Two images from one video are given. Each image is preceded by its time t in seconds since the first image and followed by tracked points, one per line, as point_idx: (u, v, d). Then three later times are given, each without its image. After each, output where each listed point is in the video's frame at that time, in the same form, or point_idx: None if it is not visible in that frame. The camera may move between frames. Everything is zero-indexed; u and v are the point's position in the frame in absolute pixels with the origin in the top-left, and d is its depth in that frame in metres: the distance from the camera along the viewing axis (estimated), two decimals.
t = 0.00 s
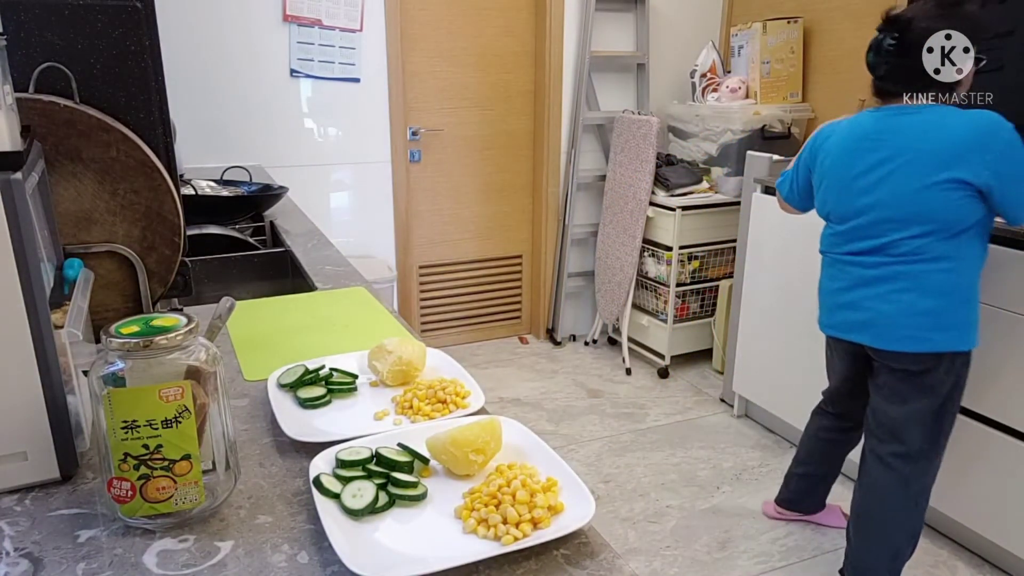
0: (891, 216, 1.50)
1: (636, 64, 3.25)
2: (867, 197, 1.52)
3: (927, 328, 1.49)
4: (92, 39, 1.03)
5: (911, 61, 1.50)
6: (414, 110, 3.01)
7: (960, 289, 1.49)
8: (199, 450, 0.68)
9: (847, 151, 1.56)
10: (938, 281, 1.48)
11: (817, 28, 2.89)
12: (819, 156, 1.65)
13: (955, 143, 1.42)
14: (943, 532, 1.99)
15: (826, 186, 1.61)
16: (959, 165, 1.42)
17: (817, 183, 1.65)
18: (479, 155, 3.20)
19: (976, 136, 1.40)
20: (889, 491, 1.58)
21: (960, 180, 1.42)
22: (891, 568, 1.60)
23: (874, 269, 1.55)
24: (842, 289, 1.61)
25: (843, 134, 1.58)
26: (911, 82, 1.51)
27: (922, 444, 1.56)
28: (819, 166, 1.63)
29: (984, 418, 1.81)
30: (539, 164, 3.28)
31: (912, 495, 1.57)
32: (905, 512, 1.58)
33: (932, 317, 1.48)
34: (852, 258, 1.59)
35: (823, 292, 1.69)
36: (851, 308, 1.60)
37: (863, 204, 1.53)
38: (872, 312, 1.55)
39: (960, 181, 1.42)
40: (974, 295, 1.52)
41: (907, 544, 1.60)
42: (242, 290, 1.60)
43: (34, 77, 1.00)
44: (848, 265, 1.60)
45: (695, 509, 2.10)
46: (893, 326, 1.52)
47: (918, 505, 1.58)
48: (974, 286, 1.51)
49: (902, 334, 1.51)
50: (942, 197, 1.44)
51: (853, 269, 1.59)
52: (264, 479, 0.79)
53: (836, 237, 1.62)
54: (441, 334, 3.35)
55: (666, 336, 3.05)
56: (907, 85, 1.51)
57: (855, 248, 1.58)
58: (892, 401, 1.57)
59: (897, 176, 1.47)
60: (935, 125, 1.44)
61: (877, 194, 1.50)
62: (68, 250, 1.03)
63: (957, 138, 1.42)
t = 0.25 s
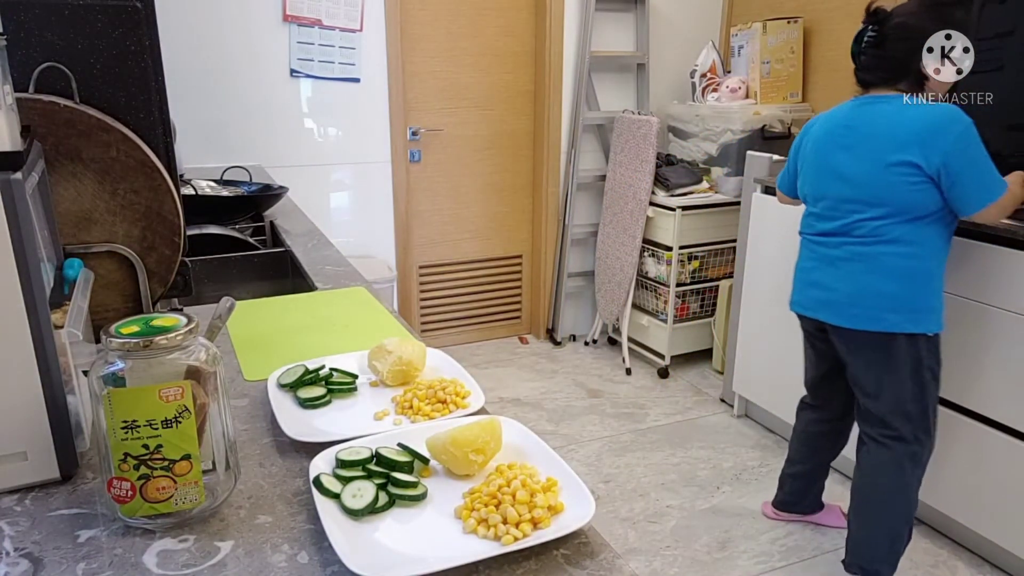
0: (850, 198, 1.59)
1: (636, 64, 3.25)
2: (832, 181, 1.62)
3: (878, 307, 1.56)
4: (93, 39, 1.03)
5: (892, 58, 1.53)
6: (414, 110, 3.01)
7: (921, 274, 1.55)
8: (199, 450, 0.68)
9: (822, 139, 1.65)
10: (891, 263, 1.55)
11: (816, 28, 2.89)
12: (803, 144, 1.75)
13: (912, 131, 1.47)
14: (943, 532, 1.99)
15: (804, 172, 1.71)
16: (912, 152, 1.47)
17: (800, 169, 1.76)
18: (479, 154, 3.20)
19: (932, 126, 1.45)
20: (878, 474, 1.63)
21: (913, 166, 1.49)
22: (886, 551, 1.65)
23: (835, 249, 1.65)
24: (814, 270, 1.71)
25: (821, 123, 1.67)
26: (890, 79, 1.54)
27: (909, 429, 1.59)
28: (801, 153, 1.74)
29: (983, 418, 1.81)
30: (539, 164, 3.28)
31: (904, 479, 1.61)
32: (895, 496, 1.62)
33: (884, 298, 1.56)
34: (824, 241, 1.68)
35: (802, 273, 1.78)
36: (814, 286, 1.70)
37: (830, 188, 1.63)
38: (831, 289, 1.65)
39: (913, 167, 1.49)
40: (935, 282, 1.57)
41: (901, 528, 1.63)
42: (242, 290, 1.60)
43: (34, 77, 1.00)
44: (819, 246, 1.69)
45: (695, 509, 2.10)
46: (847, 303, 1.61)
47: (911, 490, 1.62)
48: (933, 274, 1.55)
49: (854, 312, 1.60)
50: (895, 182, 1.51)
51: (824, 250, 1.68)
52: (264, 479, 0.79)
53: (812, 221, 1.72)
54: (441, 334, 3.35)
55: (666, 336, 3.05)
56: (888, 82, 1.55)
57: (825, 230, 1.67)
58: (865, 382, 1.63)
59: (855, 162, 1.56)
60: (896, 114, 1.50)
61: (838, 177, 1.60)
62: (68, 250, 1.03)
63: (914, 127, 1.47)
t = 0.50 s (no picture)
0: (826, 187, 1.64)
1: (636, 64, 3.25)
2: (813, 171, 1.67)
3: (846, 294, 1.59)
4: (93, 39, 1.03)
5: (881, 54, 1.55)
6: (414, 110, 3.01)
7: (893, 264, 1.57)
8: (199, 450, 0.69)
9: (809, 131, 1.70)
10: (860, 252, 1.59)
11: (816, 28, 2.89)
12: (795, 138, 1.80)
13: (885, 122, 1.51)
14: (943, 532, 1.99)
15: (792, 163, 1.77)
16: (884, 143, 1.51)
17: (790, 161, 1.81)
18: (479, 155, 3.20)
19: (905, 117, 1.49)
20: (850, 455, 1.66)
21: (885, 156, 1.52)
22: (859, 531, 1.67)
23: (811, 237, 1.69)
24: (793, 257, 1.75)
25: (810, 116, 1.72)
26: (878, 75, 1.57)
27: (878, 410, 1.62)
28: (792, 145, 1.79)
29: (983, 417, 1.81)
30: (539, 164, 3.28)
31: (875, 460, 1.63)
32: (866, 476, 1.64)
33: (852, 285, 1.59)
34: (803, 229, 1.73)
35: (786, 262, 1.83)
36: (791, 273, 1.74)
37: (811, 177, 1.68)
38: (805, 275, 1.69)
39: (885, 157, 1.52)
40: (908, 275, 1.59)
41: (873, 508, 1.65)
42: (242, 290, 1.60)
43: (34, 77, 1.00)
44: (799, 235, 1.74)
45: (695, 509, 2.10)
46: (818, 289, 1.64)
47: (883, 471, 1.63)
48: (904, 266, 1.58)
49: (824, 297, 1.63)
50: (866, 171, 1.55)
51: (802, 239, 1.72)
52: (264, 479, 0.79)
53: (795, 210, 1.77)
54: (441, 334, 3.35)
55: (666, 336, 3.05)
56: (877, 78, 1.58)
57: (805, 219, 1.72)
58: (834, 365, 1.67)
59: (834, 152, 1.61)
60: (873, 106, 1.54)
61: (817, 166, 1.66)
62: (67, 250, 1.03)
63: (889, 118, 1.51)
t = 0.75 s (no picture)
0: (820, 184, 1.64)
1: (636, 64, 3.25)
2: (808, 168, 1.67)
3: (839, 291, 1.60)
4: (93, 39, 1.03)
5: (878, 54, 1.55)
6: (414, 110, 3.01)
7: (886, 261, 1.57)
8: (199, 450, 0.69)
9: (806, 128, 1.71)
10: (853, 249, 1.59)
11: (816, 28, 2.89)
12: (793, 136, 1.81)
13: (878, 119, 1.51)
14: (943, 532, 1.99)
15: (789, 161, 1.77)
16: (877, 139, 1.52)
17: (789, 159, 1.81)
18: (479, 155, 3.20)
19: (898, 113, 1.49)
20: (839, 453, 1.67)
21: (878, 153, 1.53)
22: (849, 529, 1.68)
23: (806, 234, 1.70)
24: (788, 255, 1.75)
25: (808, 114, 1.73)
26: (876, 75, 1.57)
27: (863, 408, 1.61)
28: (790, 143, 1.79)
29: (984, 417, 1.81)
30: (539, 164, 3.28)
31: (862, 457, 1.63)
32: (855, 474, 1.65)
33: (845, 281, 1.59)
34: (799, 226, 1.73)
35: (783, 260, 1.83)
36: (786, 270, 1.75)
37: (807, 174, 1.68)
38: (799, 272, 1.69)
39: (878, 154, 1.53)
40: (901, 273, 1.58)
41: (863, 506, 1.66)
42: (242, 290, 1.60)
43: (34, 77, 1.00)
44: (795, 232, 1.74)
45: (695, 509, 2.10)
46: (811, 285, 1.65)
47: (871, 469, 1.63)
48: (897, 263, 1.58)
49: (817, 294, 1.63)
50: (860, 168, 1.55)
51: (797, 236, 1.73)
52: (264, 479, 0.79)
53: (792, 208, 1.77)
54: (440, 334, 3.35)
55: (666, 336, 3.05)
56: (874, 77, 1.58)
57: (801, 216, 1.72)
58: (821, 363, 1.67)
59: (829, 149, 1.61)
60: (867, 103, 1.54)
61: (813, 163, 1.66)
62: (67, 250, 1.03)
63: (882, 115, 1.51)
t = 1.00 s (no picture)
0: (821, 183, 1.65)
1: (636, 64, 3.25)
2: (809, 168, 1.68)
3: (839, 290, 1.60)
4: (93, 39, 1.03)
5: (873, 55, 1.56)
6: (414, 110, 3.01)
7: (887, 260, 1.57)
8: (199, 450, 0.69)
9: (807, 128, 1.71)
10: (854, 249, 1.59)
11: (816, 28, 2.89)
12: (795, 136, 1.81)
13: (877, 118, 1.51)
14: (943, 532, 1.99)
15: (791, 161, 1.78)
16: (876, 137, 1.52)
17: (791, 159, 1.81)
18: (479, 155, 3.20)
19: (898, 111, 1.49)
20: (841, 454, 1.67)
21: (878, 152, 1.53)
22: (851, 529, 1.68)
23: (807, 234, 1.70)
24: (790, 254, 1.76)
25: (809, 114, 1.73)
26: (871, 75, 1.58)
27: (865, 409, 1.61)
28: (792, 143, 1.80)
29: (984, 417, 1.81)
30: (539, 164, 3.28)
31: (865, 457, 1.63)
32: (857, 474, 1.65)
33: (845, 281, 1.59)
34: (800, 226, 1.73)
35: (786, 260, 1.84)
36: (787, 270, 1.75)
37: (807, 174, 1.68)
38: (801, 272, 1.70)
39: (879, 152, 1.53)
40: (902, 272, 1.58)
41: (866, 506, 1.66)
42: (242, 290, 1.60)
43: (34, 77, 1.00)
44: (797, 232, 1.75)
45: (695, 509, 2.10)
46: (812, 285, 1.65)
47: (874, 469, 1.63)
48: (898, 262, 1.58)
49: (818, 293, 1.64)
50: (860, 167, 1.55)
51: (799, 236, 1.73)
52: (264, 479, 0.79)
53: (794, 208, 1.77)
54: (440, 334, 3.35)
55: (666, 336, 3.05)
56: (873, 78, 1.58)
57: (802, 216, 1.73)
58: (823, 363, 1.67)
59: (830, 148, 1.61)
60: (867, 103, 1.55)
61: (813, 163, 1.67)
62: (67, 250, 1.03)
63: (882, 114, 1.51)
